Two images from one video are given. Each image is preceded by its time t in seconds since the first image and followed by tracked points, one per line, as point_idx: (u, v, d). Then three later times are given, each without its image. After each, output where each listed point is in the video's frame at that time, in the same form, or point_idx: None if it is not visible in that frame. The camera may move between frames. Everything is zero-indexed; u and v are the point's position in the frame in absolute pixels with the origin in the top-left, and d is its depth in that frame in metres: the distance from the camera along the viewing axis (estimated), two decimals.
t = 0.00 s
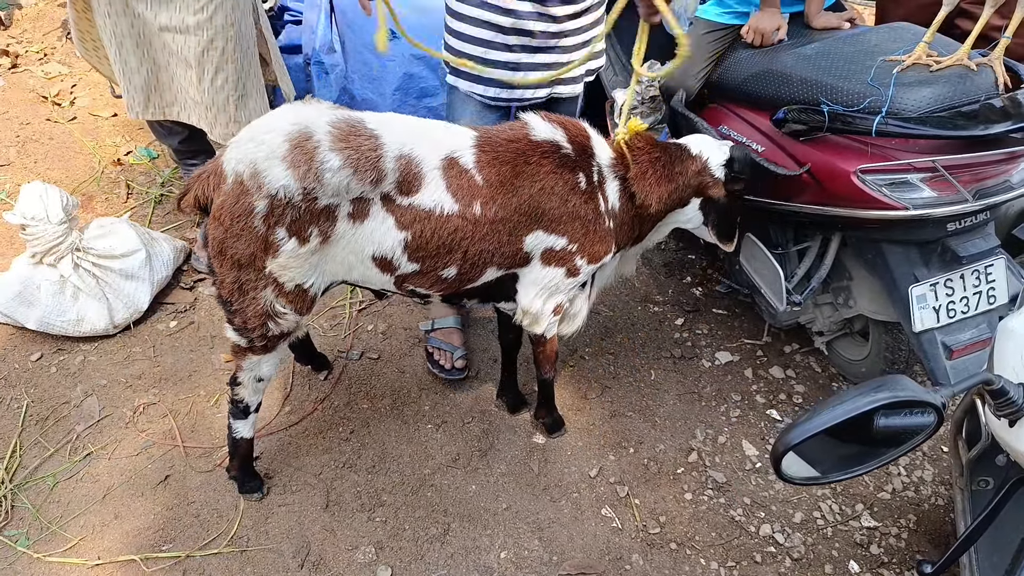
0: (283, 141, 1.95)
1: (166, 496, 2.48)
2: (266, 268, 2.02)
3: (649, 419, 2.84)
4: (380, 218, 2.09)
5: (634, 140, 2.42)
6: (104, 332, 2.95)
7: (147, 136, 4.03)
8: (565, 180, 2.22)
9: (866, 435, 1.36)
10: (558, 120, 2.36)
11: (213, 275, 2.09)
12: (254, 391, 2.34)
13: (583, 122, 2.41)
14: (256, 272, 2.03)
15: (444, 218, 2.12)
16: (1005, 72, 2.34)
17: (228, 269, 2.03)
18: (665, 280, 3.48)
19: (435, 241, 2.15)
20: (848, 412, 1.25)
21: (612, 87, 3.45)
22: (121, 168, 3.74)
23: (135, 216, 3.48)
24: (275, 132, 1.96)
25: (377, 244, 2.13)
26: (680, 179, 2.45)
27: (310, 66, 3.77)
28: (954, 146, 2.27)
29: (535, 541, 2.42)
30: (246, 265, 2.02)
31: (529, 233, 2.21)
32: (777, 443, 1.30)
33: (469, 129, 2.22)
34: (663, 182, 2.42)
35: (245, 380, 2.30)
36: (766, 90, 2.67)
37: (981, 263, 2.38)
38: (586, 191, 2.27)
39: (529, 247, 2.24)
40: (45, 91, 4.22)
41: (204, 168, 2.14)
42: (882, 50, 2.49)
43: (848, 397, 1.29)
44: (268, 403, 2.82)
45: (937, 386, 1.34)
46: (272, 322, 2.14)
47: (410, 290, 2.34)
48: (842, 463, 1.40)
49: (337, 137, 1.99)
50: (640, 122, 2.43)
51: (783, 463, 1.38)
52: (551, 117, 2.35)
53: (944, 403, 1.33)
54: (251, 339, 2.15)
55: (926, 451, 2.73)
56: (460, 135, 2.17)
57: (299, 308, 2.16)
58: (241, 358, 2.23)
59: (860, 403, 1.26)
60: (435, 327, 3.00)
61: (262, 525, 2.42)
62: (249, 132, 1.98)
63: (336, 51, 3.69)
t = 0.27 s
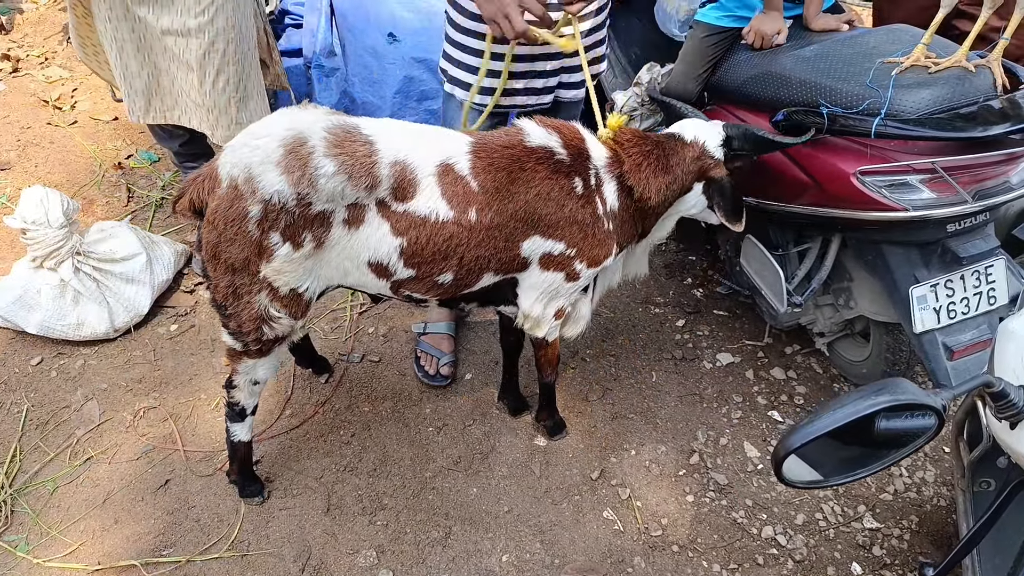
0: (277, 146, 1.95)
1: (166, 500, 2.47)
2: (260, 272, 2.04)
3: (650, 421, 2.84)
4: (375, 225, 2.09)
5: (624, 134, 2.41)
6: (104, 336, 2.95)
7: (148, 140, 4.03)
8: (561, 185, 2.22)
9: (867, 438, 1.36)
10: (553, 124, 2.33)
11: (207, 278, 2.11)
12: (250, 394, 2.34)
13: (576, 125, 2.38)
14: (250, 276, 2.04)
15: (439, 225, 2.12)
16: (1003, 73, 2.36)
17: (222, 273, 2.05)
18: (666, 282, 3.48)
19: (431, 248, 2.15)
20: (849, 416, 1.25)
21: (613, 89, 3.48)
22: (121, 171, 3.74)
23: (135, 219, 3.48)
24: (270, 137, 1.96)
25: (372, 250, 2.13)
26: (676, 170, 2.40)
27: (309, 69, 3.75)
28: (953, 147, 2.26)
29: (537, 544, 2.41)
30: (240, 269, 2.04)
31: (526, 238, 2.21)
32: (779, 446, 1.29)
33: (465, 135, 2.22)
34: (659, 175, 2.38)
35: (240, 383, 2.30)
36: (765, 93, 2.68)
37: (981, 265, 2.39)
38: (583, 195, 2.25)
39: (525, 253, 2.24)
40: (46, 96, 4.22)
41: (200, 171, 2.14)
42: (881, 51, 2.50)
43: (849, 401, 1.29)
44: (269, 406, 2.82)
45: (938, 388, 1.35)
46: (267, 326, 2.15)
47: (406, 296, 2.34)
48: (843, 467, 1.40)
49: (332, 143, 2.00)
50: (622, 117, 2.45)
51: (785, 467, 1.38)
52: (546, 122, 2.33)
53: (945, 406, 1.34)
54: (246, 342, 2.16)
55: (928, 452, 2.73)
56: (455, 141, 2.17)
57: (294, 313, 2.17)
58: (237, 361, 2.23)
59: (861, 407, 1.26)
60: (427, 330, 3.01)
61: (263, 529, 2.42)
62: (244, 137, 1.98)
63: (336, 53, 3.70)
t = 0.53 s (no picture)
0: (276, 158, 1.97)
1: (168, 510, 2.47)
2: (258, 282, 2.05)
3: (651, 428, 2.84)
4: (374, 236, 2.09)
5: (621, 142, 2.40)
6: (106, 345, 2.96)
7: (150, 150, 4.05)
8: (559, 196, 2.22)
9: (868, 447, 1.36)
10: (550, 135, 2.34)
11: (206, 287, 2.12)
12: (249, 403, 2.35)
13: (574, 133, 2.39)
14: (247, 286, 2.05)
15: (437, 237, 2.13)
16: (1002, 79, 2.33)
17: (220, 282, 2.06)
18: (667, 289, 3.48)
19: (429, 260, 2.16)
20: (849, 425, 1.26)
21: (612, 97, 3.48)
22: (123, 181, 3.76)
23: (137, 229, 3.49)
24: (269, 149, 1.97)
25: (371, 262, 2.13)
26: (672, 176, 2.39)
27: (311, 79, 3.81)
28: (951, 154, 2.28)
29: (539, 553, 2.41)
30: (238, 278, 2.04)
31: (527, 249, 2.21)
32: (780, 455, 1.29)
33: (464, 147, 2.23)
34: (656, 180, 2.37)
35: (240, 393, 2.30)
36: (764, 99, 2.70)
37: (981, 270, 2.38)
38: (581, 205, 2.26)
39: (526, 263, 2.24)
40: (48, 106, 4.25)
41: (199, 181, 2.15)
42: (879, 58, 2.51)
43: (849, 410, 1.29)
44: (270, 415, 2.82)
45: (938, 397, 1.34)
46: (265, 335, 2.16)
47: (405, 306, 2.34)
48: (845, 475, 1.40)
49: (330, 155, 2.01)
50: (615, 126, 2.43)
51: (786, 476, 1.38)
52: (543, 133, 2.34)
53: (946, 414, 1.33)
54: (244, 352, 2.17)
55: (930, 458, 2.72)
56: (454, 154, 2.18)
57: (291, 322, 2.18)
58: (236, 371, 2.24)
59: (861, 416, 1.26)
60: (428, 339, 3.02)
61: (265, 539, 2.42)
62: (243, 148, 2.00)
63: (337, 62, 3.77)
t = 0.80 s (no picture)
0: (280, 166, 1.98)
1: (170, 513, 2.48)
2: (262, 289, 2.06)
3: (653, 435, 2.84)
4: (378, 244, 2.10)
5: (620, 146, 2.38)
6: (110, 349, 2.97)
7: (155, 154, 4.07)
8: (562, 203, 2.23)
9: (870, 455, 1.36)
10: (551, 141, 2.35)
11: (210, 294, 2.14)
12: (252, 408, 2.35)
13: (574, 139, 2.40)
14: (251, 293, 2.07)
15: (441, 245, 2.14)
16: (1004, 87, 2.35)
17: (225, 289, 2.08)
18: (669, 295, 3.48)
19: (433, 267, 2.17)
20: (850, 433, 1.25)
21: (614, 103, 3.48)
22: (128, 186, 3.78)
23: (142, 233, 3.51)
24: (273, 156, 1.99)
25: (375, 269, 2.14)
26: (672, 178, 2.38)
27: (314, 85, 3.85)
28: (953, 162, 2.28)
29: (540, 559, 2.41)
30: (242, 286, 2.06)
31: (531, 255, 2.21)
32: (781, 463, 1.29)
33: (467, 154, 2.24)
34: (657, 183, 2.36)
35: (242, 398, 2.31)
36: (766, 106, 2.70)
37: (984, 277, 2.38)
38: (584, 211, 2.26)
39: (530, 269, 2.24)
40: (54, 111, 4.28)
41: (204, 189, 2.16)
42: (882, 66, 2.51)
43: (850, 418, 1.29)
44: (272, 419, 2.83)
45: (940, 405, 1.34)
46: (268, 342, 2.17)
47: (409, 314, 2.35)
48: (847, 483, 1.40)
49: (335, 163, 2.02)
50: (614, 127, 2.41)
51: (787, 484, 1.37)
52: (544, 140, 2.34)
53: (947, 423, 1.33)
54: (247, 358, 2.19)
55: (933, 466, 2.71)
56: (457, 161, 2.19)
57: (295, 330, 2.19)
58: (239, 377, 2.25)
59: (862, 424, 1.26)
60: (430, 344, 3.02)
61: (266, 543, 2.42)
62: (248, 156, 2.01)
63: (341, 70, 3.80)
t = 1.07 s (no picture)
0: (280, 170, 1.98)
1: (171, 516, 2.48)
2: (261, 293, 2.06)
3: (653, 437, 2.84)
4: (378, 247, 2.11)
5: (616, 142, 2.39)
6: (110, 352, 2.97)
7: (155, 157, 4.08)
8: (561, 205, 2.23)
9: (868, 456, 1.36)
10: (547, 143, 2.35)
11: (210, 298, 2.14)
12: (252, 411, 2.36)
13: (570, 139, 2.40)
14: (251, 297, 2.07)
15: (441, 249, 2.14)
16: (1003, 89, 2.37)
17: (224, 293, 2.08)
18: (669, 297, 3.48)
19: (434, 272, 2.17)
20: (848, 434, 1.26)
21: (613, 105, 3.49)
22: (129, 189, 3.79)
23: (142, 236, 3.51)
24: (273, 161, 1.99)
25: (375, 273, 2.14)
26: (668, 172, 2.36)
27: (315, 87, 3.87)
28: (952, 163, 2.28)
29: (540, 561, 2.41)
30: (242, 290, 2.06)
31: (530, 258, 2.22)
32: (779, 464, 1.29)
33: (466, 159, 2.24)
34: (652, 178, 2.34)
35: (242, 402, 2.32)
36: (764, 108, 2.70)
37: (983, 279, 2.38)
38: (583, 212, 2.27)
39: (530, 272, 2.25)
40: (55, 114, 4.28)
41: (203, 192, 2.16)
42: (881, 68, 2.53)
43: (848, 419, 1.29)
44: (273, 422, 2.83)
45: (937, 407, 1.34)
46: (268, 346, 2.17)
47: (409, 317, 2.36)
48: (845, 484, 1.40)
49: (334, 167, 2.02)
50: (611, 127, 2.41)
51: (785, 485, 1.38)
52: (541, 142, 2.34)
53: (944, 424, 1.33)
54: (247, 362, 2.19)
55: (933, 468, 2.72)
56: (456, 165, 2.19)
57: (294, 334, 2.19)
58: (239, 380, 2.25)
59: (860, 425, 1.26)
60: (430, 347, 3.03)
61: (266, 545, 2.43)
62: (247, 159, 2.01)
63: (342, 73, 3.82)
